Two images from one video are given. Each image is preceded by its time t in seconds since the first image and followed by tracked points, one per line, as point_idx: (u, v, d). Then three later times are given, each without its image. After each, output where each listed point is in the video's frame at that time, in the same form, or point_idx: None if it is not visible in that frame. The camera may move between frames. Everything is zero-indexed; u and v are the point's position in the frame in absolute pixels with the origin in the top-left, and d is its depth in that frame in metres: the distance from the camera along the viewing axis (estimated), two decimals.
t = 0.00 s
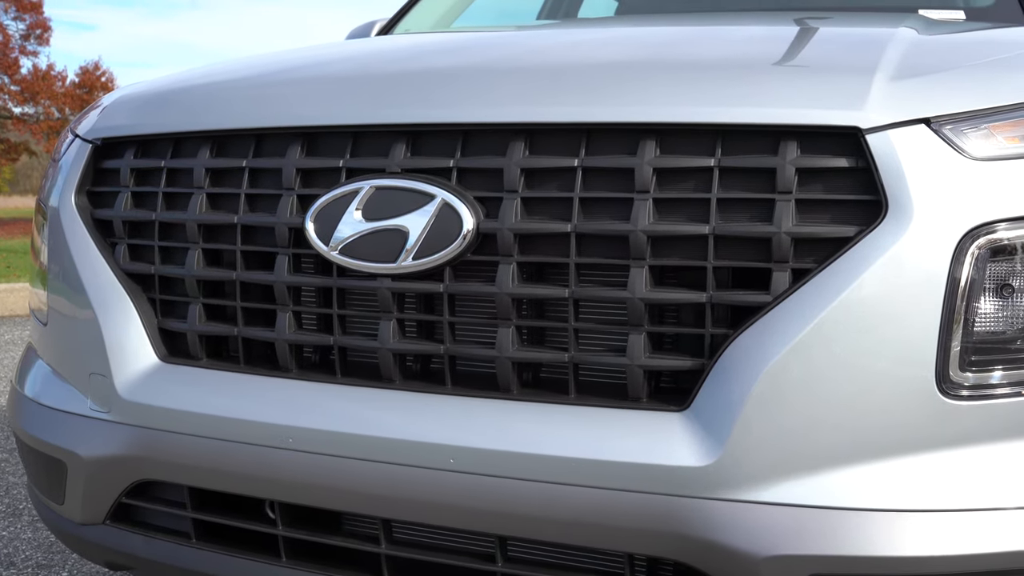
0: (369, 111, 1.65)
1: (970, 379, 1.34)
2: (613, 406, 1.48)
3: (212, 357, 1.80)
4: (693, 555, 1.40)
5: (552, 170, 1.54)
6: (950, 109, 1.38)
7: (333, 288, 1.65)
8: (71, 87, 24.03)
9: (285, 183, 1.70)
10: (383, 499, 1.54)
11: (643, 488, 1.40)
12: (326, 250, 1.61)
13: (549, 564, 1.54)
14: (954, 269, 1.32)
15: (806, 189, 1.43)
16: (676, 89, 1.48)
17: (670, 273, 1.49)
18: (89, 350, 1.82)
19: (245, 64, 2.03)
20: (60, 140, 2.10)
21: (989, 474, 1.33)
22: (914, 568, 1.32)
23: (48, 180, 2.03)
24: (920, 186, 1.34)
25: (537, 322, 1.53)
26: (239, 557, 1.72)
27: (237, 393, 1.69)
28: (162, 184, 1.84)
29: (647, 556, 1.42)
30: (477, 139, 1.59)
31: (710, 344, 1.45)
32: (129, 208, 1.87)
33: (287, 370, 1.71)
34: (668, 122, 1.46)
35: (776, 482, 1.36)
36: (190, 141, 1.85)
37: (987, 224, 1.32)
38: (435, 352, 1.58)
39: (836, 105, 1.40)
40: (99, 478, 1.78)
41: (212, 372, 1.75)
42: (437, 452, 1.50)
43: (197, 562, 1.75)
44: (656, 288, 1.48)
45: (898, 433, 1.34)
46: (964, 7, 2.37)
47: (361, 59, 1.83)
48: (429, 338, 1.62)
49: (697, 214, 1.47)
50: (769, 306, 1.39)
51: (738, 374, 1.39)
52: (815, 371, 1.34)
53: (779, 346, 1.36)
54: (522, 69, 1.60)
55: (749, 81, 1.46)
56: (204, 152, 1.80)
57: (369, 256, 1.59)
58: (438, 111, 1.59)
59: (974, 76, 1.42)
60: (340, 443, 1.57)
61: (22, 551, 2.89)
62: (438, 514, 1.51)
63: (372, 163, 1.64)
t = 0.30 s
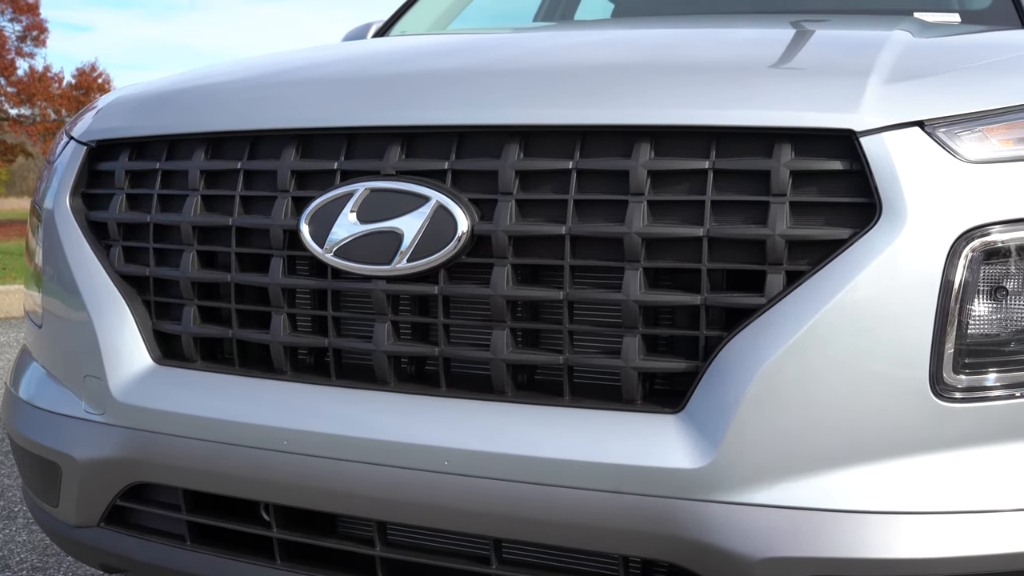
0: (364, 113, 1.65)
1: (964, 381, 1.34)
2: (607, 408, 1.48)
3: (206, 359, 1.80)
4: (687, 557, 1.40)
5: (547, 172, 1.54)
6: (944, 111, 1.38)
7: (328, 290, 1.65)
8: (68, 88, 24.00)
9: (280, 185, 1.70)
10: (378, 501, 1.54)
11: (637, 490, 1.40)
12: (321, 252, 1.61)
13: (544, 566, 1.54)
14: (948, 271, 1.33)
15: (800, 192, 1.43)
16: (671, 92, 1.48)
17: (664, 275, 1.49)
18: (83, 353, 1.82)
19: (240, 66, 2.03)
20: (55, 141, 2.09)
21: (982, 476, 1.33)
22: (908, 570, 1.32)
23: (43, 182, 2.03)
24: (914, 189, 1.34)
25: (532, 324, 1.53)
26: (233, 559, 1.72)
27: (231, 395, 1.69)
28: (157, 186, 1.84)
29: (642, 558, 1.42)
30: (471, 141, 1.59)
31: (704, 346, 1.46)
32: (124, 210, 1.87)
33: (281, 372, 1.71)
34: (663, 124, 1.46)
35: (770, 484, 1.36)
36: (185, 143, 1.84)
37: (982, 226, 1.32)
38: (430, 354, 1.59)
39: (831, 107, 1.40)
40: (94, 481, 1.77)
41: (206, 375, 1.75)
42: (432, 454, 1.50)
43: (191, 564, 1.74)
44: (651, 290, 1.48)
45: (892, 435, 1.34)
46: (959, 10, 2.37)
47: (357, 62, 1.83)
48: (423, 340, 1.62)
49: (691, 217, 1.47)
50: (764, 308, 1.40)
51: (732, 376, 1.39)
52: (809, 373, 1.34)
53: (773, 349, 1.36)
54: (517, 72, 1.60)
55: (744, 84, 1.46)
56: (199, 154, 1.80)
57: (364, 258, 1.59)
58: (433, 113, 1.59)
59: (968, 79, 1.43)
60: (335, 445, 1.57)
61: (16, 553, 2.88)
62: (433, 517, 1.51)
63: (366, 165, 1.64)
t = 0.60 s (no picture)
0: (358, 117, 1.65)
1: (957, 385, 1.35)
2: (602, 413, 1.48)
3: (201, 363, 1.80)
4: (681, 561, 1.40)
5: (541, 176, 1.54)
6: (936, 116, 1.38)
7: (322, 294, 1.65)
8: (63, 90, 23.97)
9: (275, 189, 1.70)
10: (372, 506, 1.54)
11: (631, 494, 1.40)
12: (315, 256, 1.61)
13: (538, 570, 1.55)
14: (941, 275, 1.33)
15: (793, 197, 1.44)
16: (664, 97, 1.49)
17: (658, 279, 1.49)
18: (77, 357, 1.82)
19: (235, 70, 2.03)
20: (49, 145, 2.09)
21: (976, 479, 1.33)
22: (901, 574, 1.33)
23: (37, 186, 2.03)
24: (907, 193, 1.34)
25: (526, 329, 1.53)
26: (228, 563, 1.72)
27: (225, 399, 1.69)
28: (151, 190, 1.84)
29: (636, 562, 1.42)
30: (466, 145, 1.59)
31: (698, 350, 1.46)
32: (119, 214, 1.87)
33: (276, 376, 1.71)
34: (656, 129, 1.47)
35: (764, 488, 1.37)
36: (179, 147, 1.84)
37: (974, 231, 1.33)
38: (424, 358, 1.59)
39: (824, 112, 1.40)
40: (88, 485, 1.77)
41: (201, 379, 1.75)
42: (426, 458, 1.50)
43: (185, 569, 1.74)
44: (645, 294, 1.48)
45: (885, 440, 1.34)
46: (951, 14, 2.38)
47: (351, 66, 1.83)
48: (418, 344, 1.62)
49: (685, 221, 1.48)
50: (757, 313, 1.40)
51: (726, 380, 1.39)
52: (803, 377, 1.34)
53: (766, 353, 1.36)
54: (511, 76, 1.61)
55: (737, 89, 1.47)
56: (193, 158, 1.80)
57: (358, 263, 1.59)
58: (428, 118, 1.60)
59: (960, 84, 1.43)
60: (329, 449, 1.57)
61: (10, 557, 2.88)
62: (427, 521, 1.51)
63: (361, 169, 1.64)
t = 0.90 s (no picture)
0: (353, 119, 1.65)
1: (952, 385, 1.35)
2: (597, 414, 1.48)
3: (196, 365, 1.80)
4: (678, 563, 1.40)
5: (536, 177, 1.54)
6: (931, 117, 1.39)
7: (318, 296, 1.65)
8: (59, 93, 23.94)
9: (270, 191, 1.70)
10: (368, 507, 1.54)
11: (628, 495, 1.40)
12: (310, 258, 1.61)
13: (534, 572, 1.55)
14: (936, 276, 1.33)
15: (788, 198, 1.44)
16: (660, 98, 1.49)
17: (654, 280, 1.49)
18: (72, 359, 1.81)
19: (230, 71, 2.02)
20: (44, 147, 2.09)
21: (970, 480, 1.33)
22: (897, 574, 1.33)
23: (31, 188, 2.02)
24: (901, 194, 1.34)
25: (521, 330, 1.53)
26: (223, 566, 1.71)
27: (220, 401, 1.68)
28: (146, 192, 1.84)
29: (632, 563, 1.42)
30: (461, 146, 1.59)
31: (694, 351, 1.46)
32: (113, 216, 1.86)
33: (271, 378, 1.70)
34: (652, 130, 1.47)
35: (759, 489, 1.37)
36: (174, 149, 1.84)
37: (970, 231, 1.33)
38: (420, 359, 1.59)
39: (819, 113, 1.40)
40: (83, 488, 1.77)
41: (195, 380, 1.74)
42: (422, 460, 1.50)
43: (181, 571, 1.74)
44: (640, 295, 1.48)
45: (881, 440, 1.34)
46: (945, 16, 2.38)
47: (347, 67, 1.83)
48: (413, 345, 1.62)
49: (681, 222, 1.48)
50: (752, 313, 1.40)
51: (722, 382, 1.39)
52: (798, 378, 1.34)
53: (762, 354, 1.36)
54: (506, 78, 1.61)
55: (732, 89, 1.47)
56: (188, 160, 1.80)
57: (354, 264, 1.59)
58: (423, 119, 1.60)
59: (954, 85, 1.43)
60: (324, 450, 1.57)
61: (5, 560, 2.87)
62: (423, 523, 1.51)
63: (356, 171, 1.64)
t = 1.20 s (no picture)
0: (342, 113, 1.65)
1: (940, 380, 1.35)
2: (586, 409, 1.48)
3: (184, 360, 1.79)
4: (666, 557, 1.40)
5: (525, 171, 1.54)
6: (919, 112, 1.39)
7: (306, 290, 1.64)
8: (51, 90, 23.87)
9: (258, 185, 1.69)
10: (356, 502, 1.53)
11: (616, 490, 1.40)
12: (298, 252, 1.60)
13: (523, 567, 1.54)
14: (925, 271, 1.33)
15: (777, 192, 1.43)
16: (649, 92, 1.48)
17: (642, 275, 1.49)
18: (60, 354, 1.80)
19: (219, 66, 2.02)
20: (32, 141, 2.08)
21: (958, 475, 1.33)
22: (885, 569, 1.33)
23: (18, 183, 2.02)
24: (889, 188, 1.34)
25: (510, 324, 1.53)
26: (211, 561, 1.71)
27: (208, 396, 1.68)
28: (134, 187, 1.83)
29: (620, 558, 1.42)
30: (450, 140, 1.59)
31: (682, 345, 1.46)
32: (101, 211, 1.86)
33: (259, 373, 1.70)
34: (640, 124, 1.46)
35: (747, 484, 1.36)
36: (162, 143, 1.84)
37: (958, 226, 1.33)
38: (408, 354, 1.58)
39: (807, 107, 1.40)
40: (70, 484, 1.76)
41: (183, 375, 1.74)
42: (410, 455, 1.50)
43: (169, 567, 1.73)
44: (629, 290, 1.48)
45: (869, 435, 1.34)
46: (937, 13, 2.38)
47: (337, 62, 1.82)
48: (402, 340, 1.62)
49: (669, 217, 1.47)
50: (740, 308, 1.40)
51: (710, 376, 1.39)
52: (785, 372, 1.34)
53: (750, 349, 1.36)
54: (496, 72, 1.60)
55: (721, 84, 1.47)
56: (176, 154, 1.79)
57: (342, 258, 1.58)
58: (411, 113, 1.59)
59: (943, 80, 1.43)
60: (312, 445, 1.56)
61: None
62: (411, 518, 1.50)
63: (345, 165, 1.64)
